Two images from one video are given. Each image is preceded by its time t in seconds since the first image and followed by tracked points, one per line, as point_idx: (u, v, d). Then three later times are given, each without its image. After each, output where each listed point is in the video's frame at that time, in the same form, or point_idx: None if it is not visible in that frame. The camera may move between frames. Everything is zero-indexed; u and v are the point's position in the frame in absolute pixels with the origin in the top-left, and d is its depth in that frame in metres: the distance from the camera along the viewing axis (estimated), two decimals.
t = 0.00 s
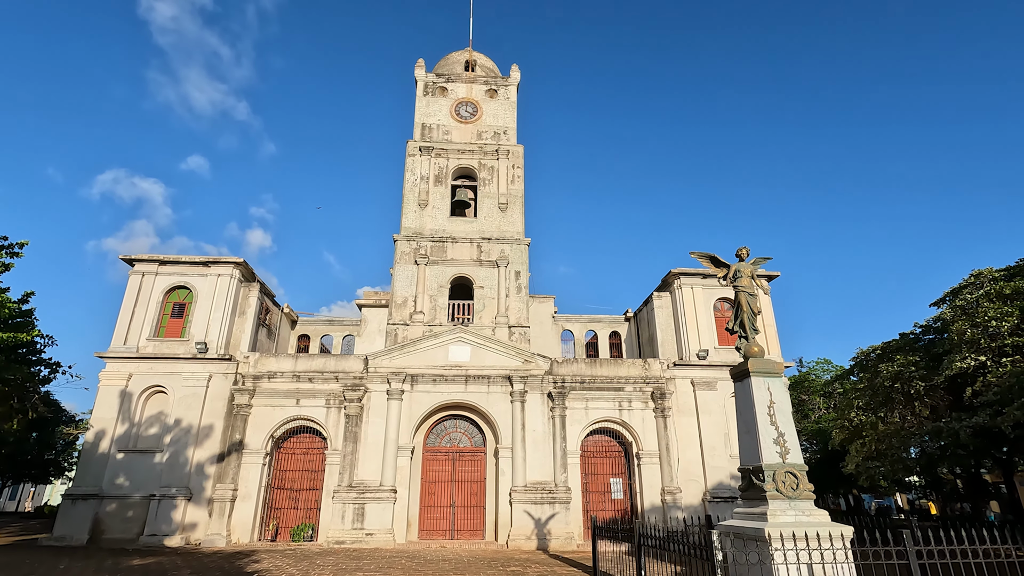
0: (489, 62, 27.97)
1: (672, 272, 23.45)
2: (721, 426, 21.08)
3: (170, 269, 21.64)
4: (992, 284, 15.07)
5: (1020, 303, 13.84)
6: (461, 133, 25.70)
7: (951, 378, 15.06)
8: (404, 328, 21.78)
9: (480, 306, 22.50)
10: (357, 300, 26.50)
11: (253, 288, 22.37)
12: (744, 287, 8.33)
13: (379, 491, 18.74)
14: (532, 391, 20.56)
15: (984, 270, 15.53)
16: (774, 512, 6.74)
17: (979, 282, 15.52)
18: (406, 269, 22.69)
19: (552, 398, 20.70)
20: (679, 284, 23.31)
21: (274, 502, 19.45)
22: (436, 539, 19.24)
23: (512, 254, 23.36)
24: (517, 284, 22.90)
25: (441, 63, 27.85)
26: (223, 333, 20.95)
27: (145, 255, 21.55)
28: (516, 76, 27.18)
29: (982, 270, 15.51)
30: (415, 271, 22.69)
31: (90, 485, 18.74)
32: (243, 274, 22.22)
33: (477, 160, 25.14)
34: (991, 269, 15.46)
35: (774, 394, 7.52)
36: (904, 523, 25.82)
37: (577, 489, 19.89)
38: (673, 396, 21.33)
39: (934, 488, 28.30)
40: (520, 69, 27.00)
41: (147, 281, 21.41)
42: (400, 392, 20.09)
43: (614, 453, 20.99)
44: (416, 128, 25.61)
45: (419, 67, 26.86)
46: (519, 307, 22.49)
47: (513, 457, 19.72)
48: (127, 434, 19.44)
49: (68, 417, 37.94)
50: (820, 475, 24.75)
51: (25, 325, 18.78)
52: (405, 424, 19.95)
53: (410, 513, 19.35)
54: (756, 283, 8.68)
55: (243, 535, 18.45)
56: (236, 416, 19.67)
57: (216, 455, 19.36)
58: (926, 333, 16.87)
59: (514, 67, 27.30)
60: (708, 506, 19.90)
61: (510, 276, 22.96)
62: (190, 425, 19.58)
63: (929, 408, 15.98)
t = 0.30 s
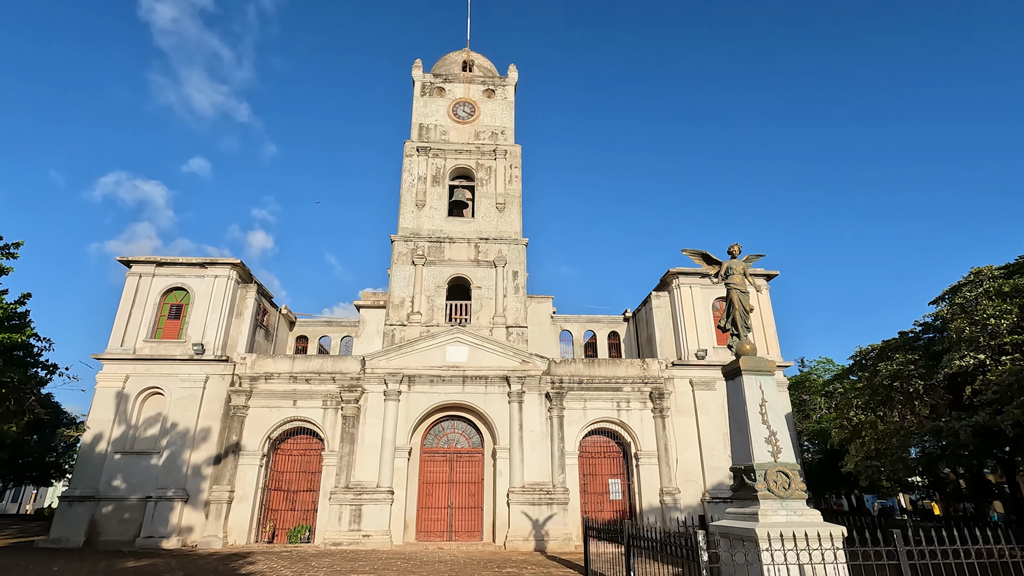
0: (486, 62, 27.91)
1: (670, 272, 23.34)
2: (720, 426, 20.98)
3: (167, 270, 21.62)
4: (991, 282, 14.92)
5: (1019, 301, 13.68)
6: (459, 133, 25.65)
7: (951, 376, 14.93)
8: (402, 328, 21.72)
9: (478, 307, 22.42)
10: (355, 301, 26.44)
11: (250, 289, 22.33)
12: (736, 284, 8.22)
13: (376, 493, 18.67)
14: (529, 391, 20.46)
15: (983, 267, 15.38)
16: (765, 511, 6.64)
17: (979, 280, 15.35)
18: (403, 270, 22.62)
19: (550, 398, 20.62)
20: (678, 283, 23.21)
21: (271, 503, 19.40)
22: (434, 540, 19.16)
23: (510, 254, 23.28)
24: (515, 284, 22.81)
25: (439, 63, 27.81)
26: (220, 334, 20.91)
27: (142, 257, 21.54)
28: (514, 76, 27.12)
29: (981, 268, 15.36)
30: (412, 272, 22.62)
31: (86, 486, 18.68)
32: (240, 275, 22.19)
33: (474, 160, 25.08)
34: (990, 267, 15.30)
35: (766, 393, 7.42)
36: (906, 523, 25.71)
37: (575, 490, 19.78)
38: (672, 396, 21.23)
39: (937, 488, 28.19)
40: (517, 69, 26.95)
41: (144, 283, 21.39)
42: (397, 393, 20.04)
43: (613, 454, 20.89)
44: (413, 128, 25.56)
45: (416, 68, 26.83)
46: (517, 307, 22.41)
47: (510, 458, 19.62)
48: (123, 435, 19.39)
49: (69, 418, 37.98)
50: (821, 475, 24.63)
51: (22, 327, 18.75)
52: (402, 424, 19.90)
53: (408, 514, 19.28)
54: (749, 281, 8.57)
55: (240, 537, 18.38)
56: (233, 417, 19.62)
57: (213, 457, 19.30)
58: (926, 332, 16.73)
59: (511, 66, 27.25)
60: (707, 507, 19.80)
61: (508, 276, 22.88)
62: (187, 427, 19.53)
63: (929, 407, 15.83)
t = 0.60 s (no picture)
0: (483, 62, 27.82)
1: (666, 272, 23.24)
2: (716, 427, 20.90)
3: (161, 270, 21.55)
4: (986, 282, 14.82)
5: (1015, 301, 13.58)
6: (455, 133, 25.57)
7: (946, 377, 14.84)
8: (396, 329, 21.64)
9: (473, 307, 22.34)
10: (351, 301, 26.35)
11: (245, 289, 22.25)
12: (725, 284, 8.12)
13: (370, 493, 18.59)
14: (525, 392, 20.33)
15: (979, 267, 15.28)
16: (752, 514, 6.56)
17: (974, 279, 15.25)
18: (398, 270, 22.54)
19: (545, 399, 20.52)
20: (674, 283, 23.11)
21: (265, 504, 19.33)
22: (428, 541, 19.08)
23: (505, 254, 23.20)
24: (510, 284, 22.73)
25: (435, 63, 27.74)
26: (214, 335, 20.84)
27: (136, 257, 21.47)
28: (510, 76, 27.04)
29: (976, 268, 15.26)
30: (407, 272, 22.54)
31: (79, 488, 18.60)
32: (234, 275, 22.12)
33: (470, 160, 25.00)
34: (985, 266, 15.20)
35: (754, 393, 7.33)
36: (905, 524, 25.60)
37: (570, 491, 19.69)
38: (668, 396, 21.15)
39: (936, 489, 28.09)
40: (514, 68, 26.87)
41: (138, 283, 21.33)
42: (391, 393, 19.97)
43: (608, 455, 20.80)
44: (409, 128, 25.49)
45: (412, 67, 26.75)
46: (513, 308, 22.32)
47: (505, 458, 19.53)
48: (117, 436, 19.32)
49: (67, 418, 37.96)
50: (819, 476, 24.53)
51: (15, 327, 18.71)
52: (396, 425, 19.82)
53: (402, 515, 19.19)
54: (738, 280, 8.46)
55: (233, 539, 18.28)
56: (226, 418, 19.53)
57: (207, 458, 19.22)
58: (922, 332, 16.62)
59: (508, 66, 27.17)
60: (703, 508, 19.71)
61: (503, 276, 22.80)
62: (181, 427, 19.44)
63: (925, 408, 15.72)
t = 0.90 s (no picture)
0: (477, 60, 27.72)
1: (660, 271, 23.13)
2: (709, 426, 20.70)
3: (151, 269, 21.44)
4: (978, 280, 14.70)
5: (1006, 299, 13.47)
6: (448, 132, 25.47)
7: (938, 376, 14.75)
8: (388, 328, 21.51)
9: (465, 306, 22.23)
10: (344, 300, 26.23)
11: (236, 288, 22.13)
12: (708, 280, 8.01)
13: (361, 493, 18.48)
14: (516, 391, 20.27)
15: (970, 265, 15.18)
16: (731, 513, 6.45)
17: (966, 278, 15.14)
18: (390, 269, 22.43)
19: (537, 398, 20.41)
20: (667, 283, 23.00)
21: (255, 504, 19.22)
22: (419, 542, 18.94)
23: (498, 253, 23.08)
24: (503, 283, 22.61)
25: (429, 61, 27.65)
26: (204, 334, 20.72)
27: (126, 256, 21.35)
28: (504, 74, 26.95)
29: (968, 266, 15.16)
30: (399, 271, 22.42)
31: (67, 488, 18.47)
32: (225, 274, 22.00)
33: (463, 159, 24.89)
34: (977, 265, 15.09)
35: (736, 390, 7.20)
36: (901, 524, 25.46)
37: (562, 491, 19.57)
38: (661, 396, 21.04)
39: (933, 489, 27.97)
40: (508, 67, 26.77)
41: (128, 282, 21.21)
42: (382, 393, 19.87)
43: (601, 455, 20.69)
44: (403, 127, 25.39)
45: (406, 66, 26.66)
46: (505, 307, 22.21)
47: (497, 458, 19.43)
48: (106, 435, 19.19)
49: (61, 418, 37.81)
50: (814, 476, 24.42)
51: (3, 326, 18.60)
52: (387, 425, 19.70)
53: (393, 515, 19.05)
54: (721, 277, 8.35)
55: (222, 539, 18.14)
56: (216, 417, 19.41)
57: (196, 458, 19.10)
58: (914, 331, 16.53)
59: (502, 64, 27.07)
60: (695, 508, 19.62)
61: (496, 276, 22.69)
62: (170, 427, 19.30)
63: (917, 408, 15.62)
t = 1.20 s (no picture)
0: (470, 60, 27.60)
1: (652, 272, 22.97)
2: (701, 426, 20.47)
3: (140, 269, 21.29)
4: (969, 280, 14.59)
5: (997, 299, 13.36)
6: (440, 131, 25.35)
7: (929, 377, 14.65)
8: (378, 329, 21.36)
9: (456, 307, 22.09)
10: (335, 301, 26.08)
11: (225, 288, 21.97)
12: (688, 279, 7.88)
13: (349, 495, 18.32)
14: (507, 393, 20.12)
15: (961, 266, 15.06)
16: (706, 517, 6.31)
17: (957, 278, 15.02)
18: (381, 269, 22.28)
19: (528, 399, 20.28)
20: (660, 283, 22.85)
21: (242, 506, 19.06)
22: (408, 544, 18.78)
23: (489, 253, 22.96)
24: (495, 284, 22.48)
25: (422, 61, 27.54)
26: (192, 334, 20.56)
27: (114, 255, 21.19)
28: (497, 74, 26.84)
29: (958, 266, 15.05)
30: (390, 271, 22.28)
31: (51, 490, 18.28)
32: (215, 274, 21.86)
33: (455, 158, 24.77)
34: (968, 265, 14.98)
35: (714, 390, 7.07)
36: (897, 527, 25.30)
37: (553, 493, 19.43)
38: (653, 398, 20.91)
39: (929, 491, 27.80)
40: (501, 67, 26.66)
41: (116, 281, 21.06)
42: (372, 394, 19.72)
43: (592, 456, 20.55)
44: (395, 127, 25.26)
45: (399, 66, 26.55)
46: (496, 307, 22.08)
47: (487, 460, 19.28)
48: (92, 436, 19.00)
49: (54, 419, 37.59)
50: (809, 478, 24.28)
51: None
52: (376, 426, 19.56)
53: (381, 518, 18.89)
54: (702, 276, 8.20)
55: (208, 541, 17.97)
56: (203, 418, 19.25)
57: (183, 459, 18.92)
58: (905, 332, 16.42)
59: (495, 64, 26.95)
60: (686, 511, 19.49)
61: (487, 276, 22.55)
62: (157, 429, 19.12)
63: (908, 409, 15.51)
